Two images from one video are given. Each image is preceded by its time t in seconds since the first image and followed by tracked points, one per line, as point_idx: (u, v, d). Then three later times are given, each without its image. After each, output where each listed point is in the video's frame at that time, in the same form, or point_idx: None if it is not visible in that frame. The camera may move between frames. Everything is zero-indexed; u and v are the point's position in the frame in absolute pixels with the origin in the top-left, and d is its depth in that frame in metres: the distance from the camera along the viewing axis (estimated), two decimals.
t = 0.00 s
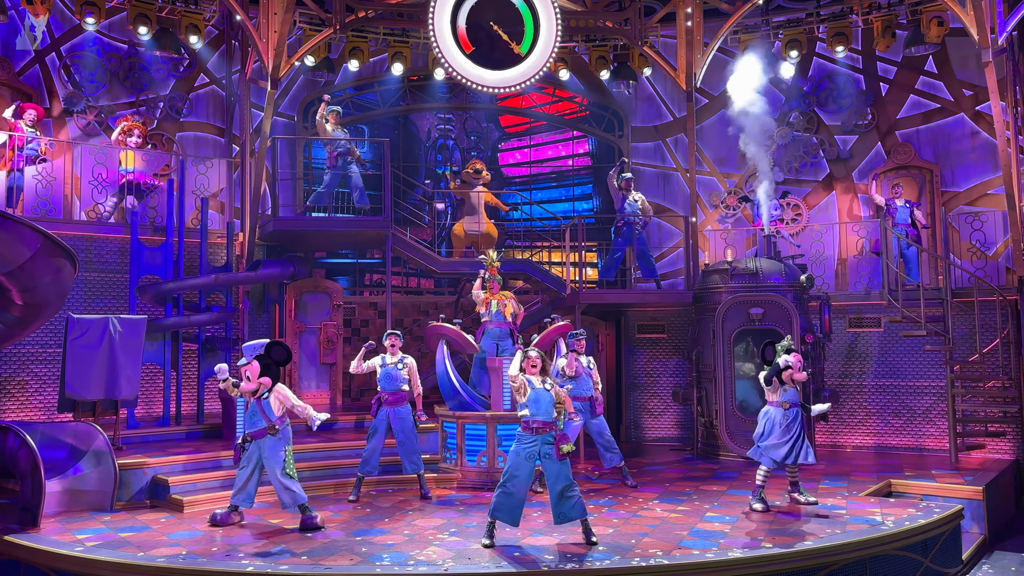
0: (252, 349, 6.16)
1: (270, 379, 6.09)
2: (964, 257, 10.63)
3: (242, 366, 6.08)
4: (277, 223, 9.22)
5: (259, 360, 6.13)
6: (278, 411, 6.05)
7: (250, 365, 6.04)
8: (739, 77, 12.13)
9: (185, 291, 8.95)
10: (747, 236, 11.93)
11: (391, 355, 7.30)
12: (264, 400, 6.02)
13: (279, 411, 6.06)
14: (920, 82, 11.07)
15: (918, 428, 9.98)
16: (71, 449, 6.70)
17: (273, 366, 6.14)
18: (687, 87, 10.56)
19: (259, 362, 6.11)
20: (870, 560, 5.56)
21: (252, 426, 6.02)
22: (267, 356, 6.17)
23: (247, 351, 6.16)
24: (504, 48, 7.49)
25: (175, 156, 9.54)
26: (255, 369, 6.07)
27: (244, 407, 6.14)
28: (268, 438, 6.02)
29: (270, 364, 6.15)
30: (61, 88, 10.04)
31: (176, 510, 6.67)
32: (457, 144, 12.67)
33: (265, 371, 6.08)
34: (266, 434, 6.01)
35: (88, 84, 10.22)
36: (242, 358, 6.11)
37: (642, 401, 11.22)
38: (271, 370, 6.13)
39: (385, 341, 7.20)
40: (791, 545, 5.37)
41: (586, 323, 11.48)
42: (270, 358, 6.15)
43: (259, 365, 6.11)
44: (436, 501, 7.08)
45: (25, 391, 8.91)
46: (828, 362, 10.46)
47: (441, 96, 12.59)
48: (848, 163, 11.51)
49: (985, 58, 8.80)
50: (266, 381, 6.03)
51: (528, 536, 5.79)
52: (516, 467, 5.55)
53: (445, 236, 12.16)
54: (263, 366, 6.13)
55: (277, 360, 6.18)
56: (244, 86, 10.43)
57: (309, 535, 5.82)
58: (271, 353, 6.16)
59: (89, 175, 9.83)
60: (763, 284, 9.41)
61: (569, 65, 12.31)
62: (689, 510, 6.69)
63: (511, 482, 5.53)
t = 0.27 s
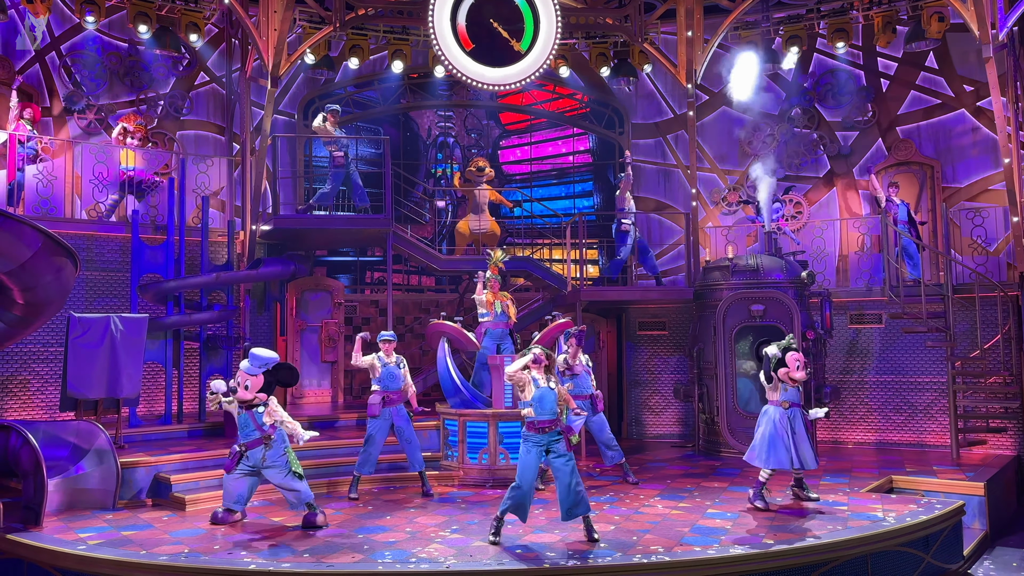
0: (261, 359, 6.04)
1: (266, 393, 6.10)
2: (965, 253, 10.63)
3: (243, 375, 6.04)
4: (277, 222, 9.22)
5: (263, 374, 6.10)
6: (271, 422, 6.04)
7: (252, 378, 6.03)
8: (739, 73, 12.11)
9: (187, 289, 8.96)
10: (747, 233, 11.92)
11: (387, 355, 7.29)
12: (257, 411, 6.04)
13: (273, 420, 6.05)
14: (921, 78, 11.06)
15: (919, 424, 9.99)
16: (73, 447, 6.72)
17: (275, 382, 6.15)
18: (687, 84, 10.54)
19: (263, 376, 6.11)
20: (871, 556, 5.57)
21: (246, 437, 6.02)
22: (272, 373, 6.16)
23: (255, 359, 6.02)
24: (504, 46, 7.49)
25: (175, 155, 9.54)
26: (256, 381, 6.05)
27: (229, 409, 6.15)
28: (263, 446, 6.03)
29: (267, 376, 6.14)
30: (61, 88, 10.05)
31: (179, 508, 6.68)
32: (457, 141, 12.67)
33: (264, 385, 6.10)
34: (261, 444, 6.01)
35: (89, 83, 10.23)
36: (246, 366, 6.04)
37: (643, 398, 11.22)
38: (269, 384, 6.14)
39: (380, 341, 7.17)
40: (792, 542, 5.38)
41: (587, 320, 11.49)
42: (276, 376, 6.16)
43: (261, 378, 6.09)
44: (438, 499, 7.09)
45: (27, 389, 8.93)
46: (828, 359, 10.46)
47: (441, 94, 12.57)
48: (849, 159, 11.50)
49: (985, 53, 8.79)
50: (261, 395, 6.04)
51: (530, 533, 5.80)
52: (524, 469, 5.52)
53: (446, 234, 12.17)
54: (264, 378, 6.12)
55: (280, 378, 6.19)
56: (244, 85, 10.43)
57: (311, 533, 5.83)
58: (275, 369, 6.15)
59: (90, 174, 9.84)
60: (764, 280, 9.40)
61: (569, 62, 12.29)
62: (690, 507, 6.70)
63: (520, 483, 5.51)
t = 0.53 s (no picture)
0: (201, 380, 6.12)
1: (231, 399, 6.06)
2: (966, 250, 10.63)
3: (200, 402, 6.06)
4: (278, 221, 9.23)
5: (213, 388, 6.10)
6: (262, 427, 6.04)
7: (205, 398, 6.03)
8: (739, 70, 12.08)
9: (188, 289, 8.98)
10: (748, 230, 11.92)
11: (375, 359, 7.24)
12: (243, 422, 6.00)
13: (265, 424, 6.05)
14: (921, 75, 11.06)
15: (921, 421, 9.99)
16: (75, 447, 6.73)
17: (228, 386, 6.11)
18: (688, 82, 10.53)
19: (214, 390, 6.09)
20: (873, 553, 5.58)
21: (246, 448, 6.03)
22: (218, 382, 6.13)
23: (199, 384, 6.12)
24: (504, 44, 7.50)
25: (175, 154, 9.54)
26: (212, 397, 6.03)
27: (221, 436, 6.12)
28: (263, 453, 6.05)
29: (225, 386, 6.11)
30: (62, 88, 10.05)
31: (181, 507, 6.69)
32: (457, 140, 12.68)
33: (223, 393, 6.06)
34: (261, 453, 6.04)
35: (89, 82, 10.23)
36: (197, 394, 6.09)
37: (644, 396, 11.22)
38: (231, 390, 6.10)
39: (366, 347, 7.13)
40: (793, 539, 5.38)
41: (588, 318, 11.49)
42: (220, 380, 6.10)
43: (215, 392, 6.07)
44: (439, 497, 7.10)
45: (29, 389, 8.95)
46: (830, 356, 10.46)
47: (442, 92, 12.56)
48: (850, 156, 11.49)
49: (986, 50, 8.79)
50: (229, 404, 6.01)
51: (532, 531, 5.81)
52: (541, 477, 5.41)
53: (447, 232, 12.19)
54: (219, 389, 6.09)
55: (229, 379, 6.14)
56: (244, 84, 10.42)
57: (313, 532, 5.83)
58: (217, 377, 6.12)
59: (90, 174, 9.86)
60: (765, 278, 9.40)
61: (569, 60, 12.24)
62: (692, 504, 6.71)
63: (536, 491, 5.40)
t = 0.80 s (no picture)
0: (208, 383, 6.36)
1: (236, 398, 6.11)
2: (968, 247, 10.63)
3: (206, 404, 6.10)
4: (280, 220, 9.24)
5: (218, 388, 6.15)
6: (270, 425, 6.04)
7: (210, 399, 6.08)
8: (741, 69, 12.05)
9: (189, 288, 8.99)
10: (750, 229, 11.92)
11: (381, 363, 7.18)
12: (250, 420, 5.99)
13: (271, 422, 6.04)
14: (922, 72, 11.06)
15: (922, 418, 9.99)
16: (78, 447, 6.75)
17: (232, 386, 6.14)
18: (688, 80, 10.52)
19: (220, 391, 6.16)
20: (874, 551, 5.58)
21: (253, 446, 6.00)
22: (223, 381, 6.17)
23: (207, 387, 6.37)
24: (505, 43, 7.50)
25: (176, 154, 9.55)
26: (218, 398, 6.08)
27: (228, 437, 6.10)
28: (271, 450, 6.05)
29: (229, 386, 6.15)
30: (63, 87, 10.07)
31: (183, 507, 6.71)
32: (458, 139, 12.69)
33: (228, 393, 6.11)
34: (268, 450, 6.03)
35: (91, 82, 10.25)
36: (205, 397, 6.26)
37: (645, 394, 11.23)
38: (236, 389, 6.15)
39: (374, 352, 7.10)
40: (794, 537, 5.39)
41: (590, 317, 11.51)
42: (224, 380, 6.15)
43: (220, 392, 6.11)
44: (441, 496, 7.11)
45: (32, 389, 8.96)
46: (831, 354, 10.47)
47: (443, 92, 12.58)
48: (851, 154, 11.48)
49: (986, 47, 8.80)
50: (233, 403, 6.08)
51: (534, 530, 5.82)
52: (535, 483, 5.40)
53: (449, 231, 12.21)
54: (224, 390, 6.13)
55: (233, 378, 6.18)
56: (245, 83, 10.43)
57: (316, 530, 5.84)
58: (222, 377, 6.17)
59: (92, 174, 9.89)
60: (766, 276, 9.40)
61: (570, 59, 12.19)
62: (693, 502, 6.72)
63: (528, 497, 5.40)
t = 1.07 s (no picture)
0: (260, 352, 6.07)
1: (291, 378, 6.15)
2: (969, 246, 10.62)
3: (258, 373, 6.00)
4: (281, 220, 9.25)
5: (274, 362, 6.11)
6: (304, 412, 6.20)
7: (270, 370, 6.02)
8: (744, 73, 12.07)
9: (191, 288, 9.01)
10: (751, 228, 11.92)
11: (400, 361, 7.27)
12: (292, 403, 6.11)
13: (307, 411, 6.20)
14: (923, 71, 11.06)
15: (923, 417, 9.99)
16: (80, 446, 6.75)
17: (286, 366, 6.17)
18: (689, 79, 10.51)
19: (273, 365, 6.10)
20: (876, 549, 5.59)
21: (282, 429, 6.10)
22: (279, 356, 6.16)
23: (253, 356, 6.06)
24: (506, 42, 7.51)
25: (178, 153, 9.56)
26: (275, 372, 6.05)
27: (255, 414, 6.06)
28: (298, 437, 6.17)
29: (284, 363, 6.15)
30: (64, 88, 10.09)
31: (185, 506, 6.71)
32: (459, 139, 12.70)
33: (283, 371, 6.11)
34: (297, 434, 6.16)
35: (92, 82, 10.26)
36: (253, 365, 6.02)
37: (646, 393, 11.23)
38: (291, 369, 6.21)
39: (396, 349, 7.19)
40: (796, 535, 5.39)
41: (590, 316, 11.51)
42: (284, 356, 6.15)
43: (276, 367, 6.09)
44: (443, 495, 7.12)
45: (34, 389, 8.98)
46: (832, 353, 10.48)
47: (444, 91, 12.60)
48: (852, 153, 11.48)
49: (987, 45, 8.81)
50: (289, 382, 6.09)
51: (535, 528, 5.83)
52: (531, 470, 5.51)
53: (449, 230, 12.22)
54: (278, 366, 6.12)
55: (289, 358, 6.22)
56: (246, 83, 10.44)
57: (318, 529, 5.85)
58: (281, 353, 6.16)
59: (94, 174, 9.90)
60: (767, 275, 9.40)
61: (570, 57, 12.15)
62: (695, 501, 6.72)
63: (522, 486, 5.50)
